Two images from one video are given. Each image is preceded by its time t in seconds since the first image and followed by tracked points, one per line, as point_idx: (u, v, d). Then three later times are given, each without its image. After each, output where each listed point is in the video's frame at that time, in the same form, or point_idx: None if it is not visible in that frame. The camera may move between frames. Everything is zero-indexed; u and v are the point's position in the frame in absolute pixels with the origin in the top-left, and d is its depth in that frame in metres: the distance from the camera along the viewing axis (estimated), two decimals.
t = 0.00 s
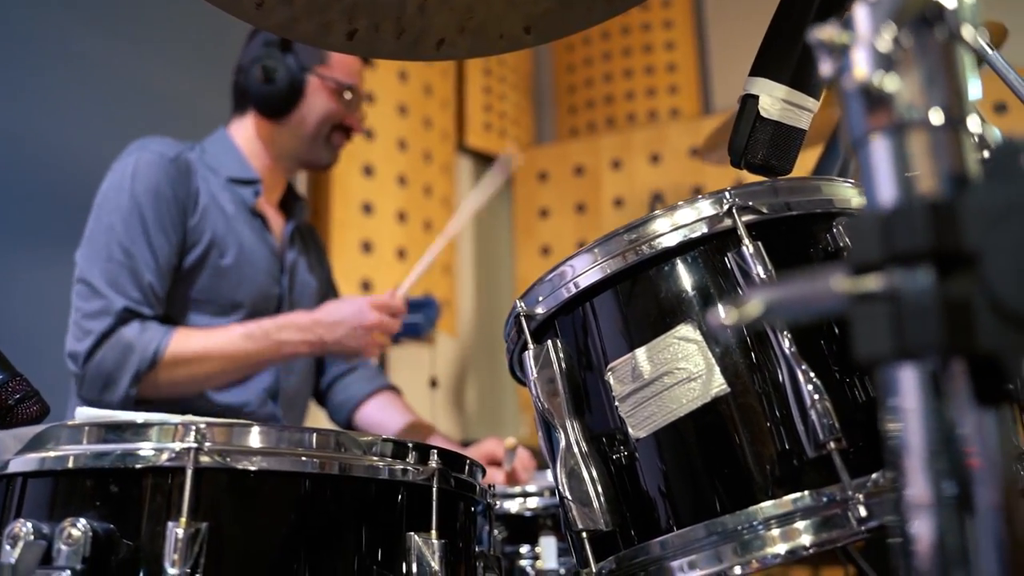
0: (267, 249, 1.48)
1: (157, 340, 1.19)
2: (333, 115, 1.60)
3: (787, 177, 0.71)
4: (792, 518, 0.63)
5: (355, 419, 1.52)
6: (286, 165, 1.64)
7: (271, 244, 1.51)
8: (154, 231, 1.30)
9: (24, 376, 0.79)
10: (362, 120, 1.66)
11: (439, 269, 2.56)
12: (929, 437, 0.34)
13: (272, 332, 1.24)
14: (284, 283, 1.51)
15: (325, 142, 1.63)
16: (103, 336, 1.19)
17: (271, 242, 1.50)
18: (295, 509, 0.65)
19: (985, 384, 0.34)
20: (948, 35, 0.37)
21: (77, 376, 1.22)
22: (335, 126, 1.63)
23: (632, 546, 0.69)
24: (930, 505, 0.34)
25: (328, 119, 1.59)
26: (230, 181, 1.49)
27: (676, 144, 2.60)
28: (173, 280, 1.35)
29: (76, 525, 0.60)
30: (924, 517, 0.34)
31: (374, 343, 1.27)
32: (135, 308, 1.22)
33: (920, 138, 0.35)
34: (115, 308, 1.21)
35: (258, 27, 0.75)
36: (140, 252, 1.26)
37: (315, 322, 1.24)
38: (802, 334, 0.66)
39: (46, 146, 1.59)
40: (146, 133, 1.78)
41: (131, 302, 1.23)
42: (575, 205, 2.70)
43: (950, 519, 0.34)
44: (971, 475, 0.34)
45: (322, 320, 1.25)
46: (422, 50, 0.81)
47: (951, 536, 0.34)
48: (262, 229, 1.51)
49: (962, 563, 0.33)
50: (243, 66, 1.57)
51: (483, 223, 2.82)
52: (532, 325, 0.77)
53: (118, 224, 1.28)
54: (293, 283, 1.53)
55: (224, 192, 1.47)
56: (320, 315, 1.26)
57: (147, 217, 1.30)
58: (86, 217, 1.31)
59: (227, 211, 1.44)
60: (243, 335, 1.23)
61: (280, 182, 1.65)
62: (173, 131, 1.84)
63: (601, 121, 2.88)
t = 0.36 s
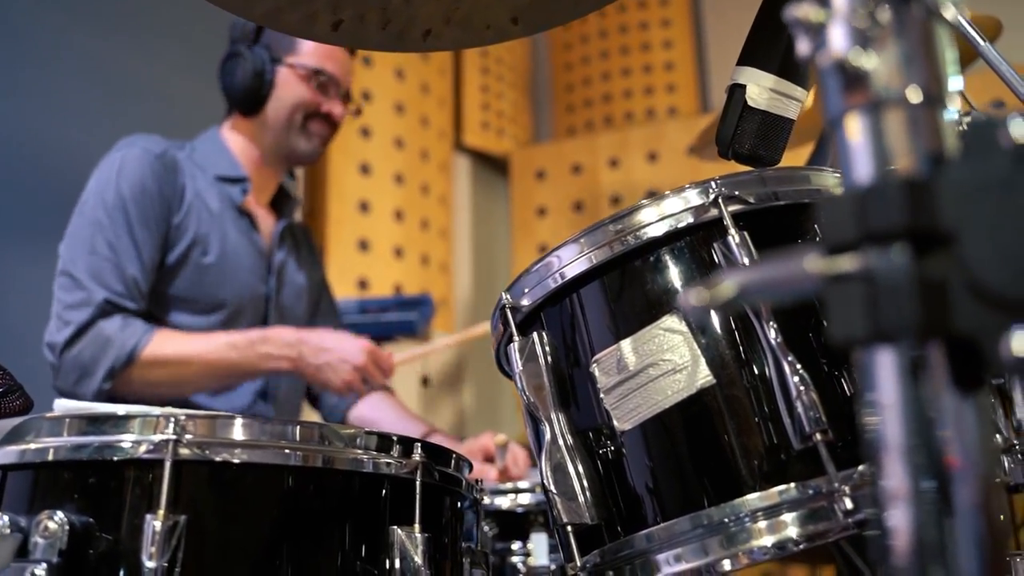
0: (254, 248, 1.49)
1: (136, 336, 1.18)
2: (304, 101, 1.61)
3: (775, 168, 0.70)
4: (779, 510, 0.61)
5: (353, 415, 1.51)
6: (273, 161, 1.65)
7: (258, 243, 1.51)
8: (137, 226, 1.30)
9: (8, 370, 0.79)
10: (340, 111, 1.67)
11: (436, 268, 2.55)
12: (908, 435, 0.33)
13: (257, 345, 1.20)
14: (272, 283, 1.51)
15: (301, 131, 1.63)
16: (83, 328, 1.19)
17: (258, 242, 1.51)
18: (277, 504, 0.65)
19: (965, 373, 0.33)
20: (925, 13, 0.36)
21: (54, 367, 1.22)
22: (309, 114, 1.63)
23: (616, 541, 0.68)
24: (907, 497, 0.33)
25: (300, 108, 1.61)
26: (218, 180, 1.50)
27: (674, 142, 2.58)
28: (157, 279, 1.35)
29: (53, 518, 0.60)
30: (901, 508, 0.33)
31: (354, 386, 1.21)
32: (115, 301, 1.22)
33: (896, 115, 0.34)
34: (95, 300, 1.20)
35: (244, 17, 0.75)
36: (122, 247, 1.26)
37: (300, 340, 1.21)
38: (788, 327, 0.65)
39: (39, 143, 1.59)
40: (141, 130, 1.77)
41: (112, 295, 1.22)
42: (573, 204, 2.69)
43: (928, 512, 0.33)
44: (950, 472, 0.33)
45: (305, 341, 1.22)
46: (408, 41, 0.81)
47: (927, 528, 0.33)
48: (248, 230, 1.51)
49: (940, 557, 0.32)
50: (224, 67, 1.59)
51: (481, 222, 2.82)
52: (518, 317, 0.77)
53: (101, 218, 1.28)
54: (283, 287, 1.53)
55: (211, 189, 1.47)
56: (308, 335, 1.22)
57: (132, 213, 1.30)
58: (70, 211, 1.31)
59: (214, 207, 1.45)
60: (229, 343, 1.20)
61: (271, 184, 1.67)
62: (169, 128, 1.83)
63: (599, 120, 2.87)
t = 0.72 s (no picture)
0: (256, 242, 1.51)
1: (111, 329, 1.18)
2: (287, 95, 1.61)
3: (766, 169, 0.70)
4: (771, 511, 0.61)
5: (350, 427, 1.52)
6: (274, 157, 1.66)
7: (260, 240, 1.52)
8: (130, 216, 1.30)
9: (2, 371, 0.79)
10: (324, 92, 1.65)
11: (438, 268, 2.54)
12: (887, 436, 0.33)
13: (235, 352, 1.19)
14: (273, 278, 1.52)
15: (288, 123, 1.62)
16: (63, 312, 1.20)
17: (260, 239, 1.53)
18: (269, 506, 0.65)
19: (948, 373, 0.33)
20: (906, 11, 0.36)
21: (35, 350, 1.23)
22: (295, 105, 1.62)
23: (609, 542, 0.68)
24: (888, 501, 0.33)
25: (282, 99, 1.61)
26: (220, 176, 1.52)
27: (675, 143, 2.58)
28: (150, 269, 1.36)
29: (42, 519, 0.59)
30: (882, 512, 0.33)
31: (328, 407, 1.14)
32: (97, 288, 1.22)
33: (877, 113, 0.34)
34: (78, 286, 1.21)
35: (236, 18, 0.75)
36: (111, 234, 1.26)
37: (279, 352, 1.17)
38: (781, 329, 0.65)
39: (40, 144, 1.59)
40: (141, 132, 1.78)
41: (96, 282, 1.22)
42: (574, 205, 2.68)
43: (909, 517, 0.32)
44: (930, 474, 0.33)
45: (285, 356, 1.17)
46: (399, 43, 0.81)
47: (908, 532, 0.32)
48: (250, 225, 1.52)
49: (920, 559, 0.32)
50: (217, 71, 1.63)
51: (482, 222, 2.82)
52: (510, 318, 0.77)
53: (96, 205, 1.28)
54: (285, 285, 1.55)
55: (213, 185, 1.49)
56: (292, 350, 1.18)
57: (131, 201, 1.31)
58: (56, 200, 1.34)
59: (216, 202, 1.47)
60: (204, 348, 1.19)
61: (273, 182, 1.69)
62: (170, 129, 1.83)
63: (600, 120, 2.87)
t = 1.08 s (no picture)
0: (281, 237, 1.52)
1: (32, 290, 1.20)
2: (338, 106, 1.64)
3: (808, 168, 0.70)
4: (815, 514, 0.61)
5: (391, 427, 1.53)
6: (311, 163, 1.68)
7: (291, 235, 1.53)
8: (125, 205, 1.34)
9: (54, 374, 0.81)
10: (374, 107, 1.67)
11: (477, 269, 2.55)
12: (934, 439, 0.32)
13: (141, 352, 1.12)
14: (302, 273, 1.53)
15: (334, 135, 1.65)
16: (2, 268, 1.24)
17: (290, 233, 1.53)
18: (313, 505, 0.65)
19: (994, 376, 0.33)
20: (950, 11, 0.35)
21: None
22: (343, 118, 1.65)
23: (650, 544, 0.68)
24: (934, 505, 0.32)
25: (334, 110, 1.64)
26: (255, 173, 1.55)
27: (715, 141, 2.56)
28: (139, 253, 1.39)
29: (96, 518, 0.61)
30: (928, 516, 0.33)
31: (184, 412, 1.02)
32: (39, 254, 1.26)
33: (920, 117, 0.34)
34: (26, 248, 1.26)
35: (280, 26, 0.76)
36: (82, 214, 1.31)
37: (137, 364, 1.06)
38: (824, 330, 0.65)
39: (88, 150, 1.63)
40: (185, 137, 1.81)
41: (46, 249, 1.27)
42: (613, 205, 2.68)
43: (957, 521, 0.32)
44: (978, 476, 0.32)
45: (148, 368, 1.06)
46: (440, 47, 0.82)
47: (956, 536, 0.32)
48: (279, 221, 1.53)
49: (970, 565, 0.32)
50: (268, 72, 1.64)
51: (521, 222, 2.83)
52: (551, 320, 0.77)
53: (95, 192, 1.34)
54: (317, 282, 1.56)
55: (248, 182, 1.52)
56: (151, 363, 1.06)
57: (130, 196, 1.35)
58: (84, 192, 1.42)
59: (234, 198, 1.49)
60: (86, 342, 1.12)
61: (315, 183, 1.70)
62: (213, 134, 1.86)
63: (639, 120, 2.86)
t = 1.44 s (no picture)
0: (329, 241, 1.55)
1: (235, 344, 1.27)
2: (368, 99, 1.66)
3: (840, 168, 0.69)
4: (849, 518, 0.60)
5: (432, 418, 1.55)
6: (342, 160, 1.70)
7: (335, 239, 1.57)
8: (218, 231, 1.38)
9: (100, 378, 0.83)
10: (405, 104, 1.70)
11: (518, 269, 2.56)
12: (954, 442, 0.32)
13: (349, 346, 1.32)
14: (349, 276, 1.56)
15: (368, 129, 1.68)
16: (185, 332, 1.28)
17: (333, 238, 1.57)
18: (349, 507, 0.67)
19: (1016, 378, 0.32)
20: (970, 13, 0.35)
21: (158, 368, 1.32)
22: (376, 113, 1.67)
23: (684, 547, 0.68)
24: (953, 508, 0.32)
25: (365, 105, 1.65)
26: (290, 181, 1.57)
27: (757, 138, 2.53)
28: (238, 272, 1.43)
29: (137, 519, 0.62)
30: (949, 520, 0.32)
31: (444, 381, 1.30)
32: (210, 305, 1.31)
33: (940, 121, 0.33)
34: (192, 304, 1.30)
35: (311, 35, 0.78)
36: (206, 250, 1.34)
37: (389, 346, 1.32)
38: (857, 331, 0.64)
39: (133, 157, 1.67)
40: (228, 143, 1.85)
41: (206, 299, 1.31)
42: (654, 204, 2.67)
43: (977, 524, 0.32)
44: (999, 478, 0.32)
45: (398, 345, 1.33)
46: (471, 51, 0.83)
47: (976, 540, 0.32)
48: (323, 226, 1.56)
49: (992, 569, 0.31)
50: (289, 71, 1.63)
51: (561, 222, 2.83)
52: (583, 323, 0.78)
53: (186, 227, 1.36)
54: (359, 282, 1.59)
55: (285, 190, 1.54)
56: (397, 341, 1.33)
57: (216, 215, 1.38)
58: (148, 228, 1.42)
59: (288, 206, 1.51)
60: (324, 348, 1.32)
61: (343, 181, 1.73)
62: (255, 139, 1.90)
63: (679, 118, 2.85)
